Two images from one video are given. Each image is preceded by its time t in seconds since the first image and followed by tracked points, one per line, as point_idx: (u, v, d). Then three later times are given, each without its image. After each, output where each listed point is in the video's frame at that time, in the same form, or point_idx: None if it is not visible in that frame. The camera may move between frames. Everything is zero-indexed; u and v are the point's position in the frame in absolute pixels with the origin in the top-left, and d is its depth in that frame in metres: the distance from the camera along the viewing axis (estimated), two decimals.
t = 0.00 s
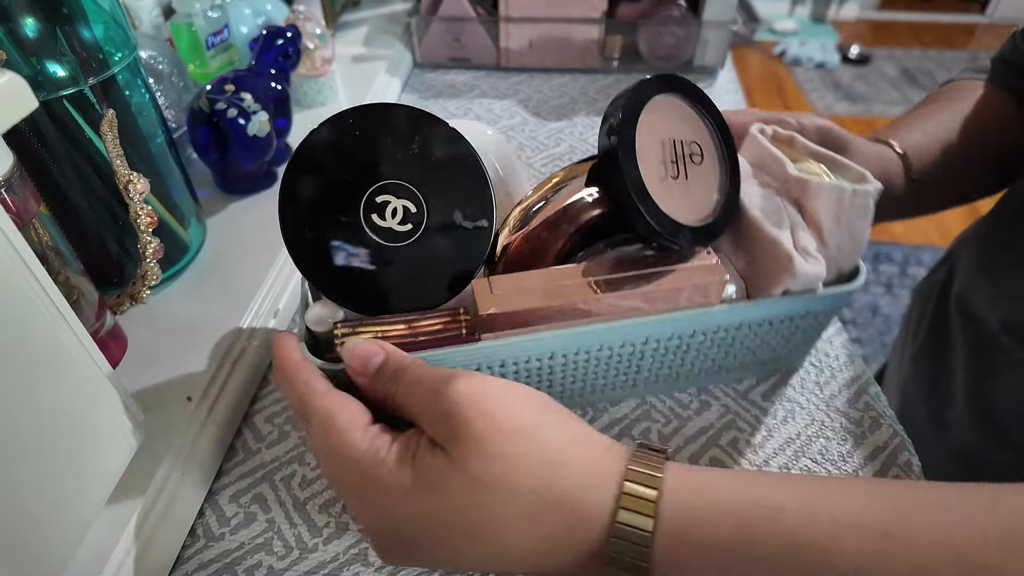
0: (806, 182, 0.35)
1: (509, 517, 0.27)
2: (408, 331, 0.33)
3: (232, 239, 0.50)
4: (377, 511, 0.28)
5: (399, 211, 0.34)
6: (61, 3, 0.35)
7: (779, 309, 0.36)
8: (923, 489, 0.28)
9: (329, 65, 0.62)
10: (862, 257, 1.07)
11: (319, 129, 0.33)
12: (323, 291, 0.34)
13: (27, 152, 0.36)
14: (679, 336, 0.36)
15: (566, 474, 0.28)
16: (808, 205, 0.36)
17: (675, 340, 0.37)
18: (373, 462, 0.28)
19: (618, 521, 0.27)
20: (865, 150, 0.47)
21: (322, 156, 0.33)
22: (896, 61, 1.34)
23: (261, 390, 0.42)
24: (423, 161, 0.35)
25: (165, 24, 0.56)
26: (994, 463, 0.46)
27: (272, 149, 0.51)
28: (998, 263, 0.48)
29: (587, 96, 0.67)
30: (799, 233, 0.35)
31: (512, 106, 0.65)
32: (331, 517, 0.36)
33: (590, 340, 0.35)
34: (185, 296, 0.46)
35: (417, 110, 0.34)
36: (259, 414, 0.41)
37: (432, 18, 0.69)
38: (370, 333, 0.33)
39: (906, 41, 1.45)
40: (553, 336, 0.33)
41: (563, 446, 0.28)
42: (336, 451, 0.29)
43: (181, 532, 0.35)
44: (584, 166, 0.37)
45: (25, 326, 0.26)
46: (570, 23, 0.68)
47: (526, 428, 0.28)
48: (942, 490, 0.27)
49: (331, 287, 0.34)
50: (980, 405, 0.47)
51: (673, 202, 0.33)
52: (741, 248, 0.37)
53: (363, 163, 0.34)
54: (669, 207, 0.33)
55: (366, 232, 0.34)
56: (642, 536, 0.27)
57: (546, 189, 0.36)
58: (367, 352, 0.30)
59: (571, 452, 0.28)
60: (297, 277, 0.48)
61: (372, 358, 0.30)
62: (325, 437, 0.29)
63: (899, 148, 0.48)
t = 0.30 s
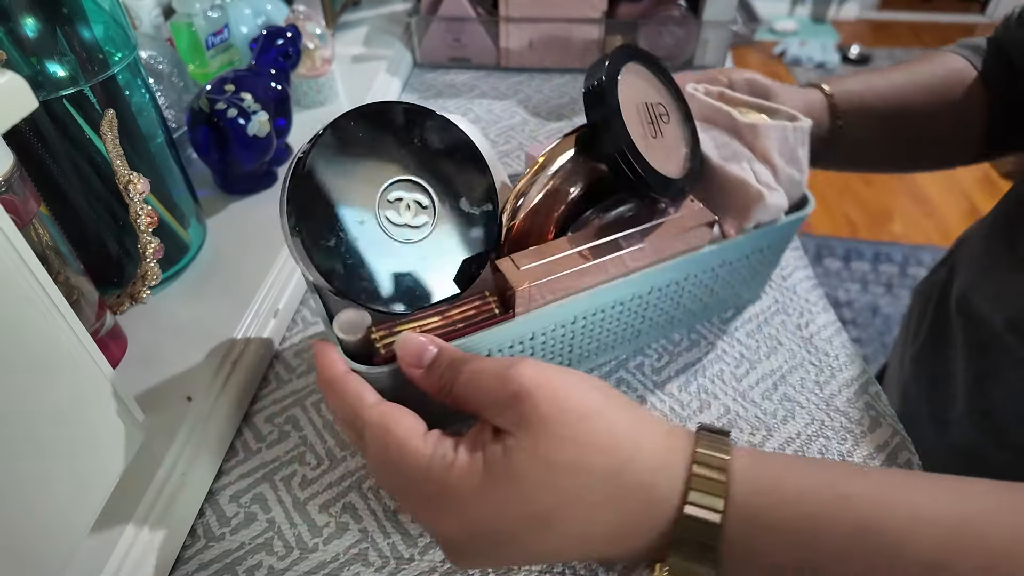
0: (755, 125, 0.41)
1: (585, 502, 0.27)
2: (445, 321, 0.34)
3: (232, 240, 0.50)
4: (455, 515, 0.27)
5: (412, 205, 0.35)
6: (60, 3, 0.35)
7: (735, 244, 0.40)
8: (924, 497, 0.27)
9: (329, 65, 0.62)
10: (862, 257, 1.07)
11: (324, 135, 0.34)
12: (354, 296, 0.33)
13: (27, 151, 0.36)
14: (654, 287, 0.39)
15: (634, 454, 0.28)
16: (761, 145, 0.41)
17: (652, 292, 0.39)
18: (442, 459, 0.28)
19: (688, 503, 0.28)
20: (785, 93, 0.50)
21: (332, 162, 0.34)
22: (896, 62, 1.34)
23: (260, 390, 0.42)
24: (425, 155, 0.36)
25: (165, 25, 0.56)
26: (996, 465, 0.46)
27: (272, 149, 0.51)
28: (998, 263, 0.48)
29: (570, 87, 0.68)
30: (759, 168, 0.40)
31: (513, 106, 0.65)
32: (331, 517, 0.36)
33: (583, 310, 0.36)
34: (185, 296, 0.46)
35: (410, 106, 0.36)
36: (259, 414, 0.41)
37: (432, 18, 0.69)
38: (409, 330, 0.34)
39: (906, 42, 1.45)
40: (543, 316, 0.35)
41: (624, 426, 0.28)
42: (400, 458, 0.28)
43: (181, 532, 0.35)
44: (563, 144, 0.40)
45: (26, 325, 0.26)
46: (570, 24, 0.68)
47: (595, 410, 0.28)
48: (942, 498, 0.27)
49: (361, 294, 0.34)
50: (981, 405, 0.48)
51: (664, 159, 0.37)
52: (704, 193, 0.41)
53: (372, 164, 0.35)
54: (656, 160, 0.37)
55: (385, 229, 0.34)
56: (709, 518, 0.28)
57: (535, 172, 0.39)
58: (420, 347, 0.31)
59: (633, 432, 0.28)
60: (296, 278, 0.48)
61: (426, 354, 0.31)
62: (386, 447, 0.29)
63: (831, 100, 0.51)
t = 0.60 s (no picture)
0: (700, 86, 0.46)
1: (663, 480, 0.27)
2: (482, 308, 0.36)
3: (232, 240, 0.50)
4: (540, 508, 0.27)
5: (428, 201, 0.37)
6: (61, 3, 0.36)
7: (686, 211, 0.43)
8: (925, 503, 0.27)
9: (329, 65, 0.62)
10: (862, 257, 1.07)
11: (338, 143, 0.34)
12: (392, 300, 0.35)
13: (27, 151, 0.36)
14: (625, 266, 0.42)
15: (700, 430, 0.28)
16: (707, 104, 0.46)
17: (623, 271, 0.42)
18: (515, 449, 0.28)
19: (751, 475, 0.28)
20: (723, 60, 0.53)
21: (350, 170, 0.34)
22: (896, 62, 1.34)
23: (260, 390, 0.42)
24: (431, 151, 0.37)
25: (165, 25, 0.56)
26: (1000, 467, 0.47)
27: (272, 150, 0.51)
28: (997, 263, 0.48)
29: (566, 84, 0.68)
30: (710, 125, 0.45)
31: (513, 106, 0.65)
32: (331, 517, 0.36)
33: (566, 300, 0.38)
34: (185, 296, 0.46)
35: (412, 105, 0.37)
36: (259, 414, 0.41)
37: (432, 18, 0.69)
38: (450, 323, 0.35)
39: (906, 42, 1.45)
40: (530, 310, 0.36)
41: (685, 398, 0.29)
42: (471, 455, 0.28)
43: (181, 532, 0.35)
44: (546, 123, 0.40)
45: (27, 325, 0.26)
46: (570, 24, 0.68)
47: (657, 388, 0.28)
48: (942, 506, 0.27)
49: (398, 296, 0.35)
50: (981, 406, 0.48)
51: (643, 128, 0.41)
52: (668, 153, 0.46)
53: (388, 167, 0.35)
54: (636, 130, 0.40)
55: (410, 231, 0.36)
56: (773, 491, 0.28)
57: (530, 150, 0.40)
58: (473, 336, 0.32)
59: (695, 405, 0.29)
60: (296, 278, 0.48)
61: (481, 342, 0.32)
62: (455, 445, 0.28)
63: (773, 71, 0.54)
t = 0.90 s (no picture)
0: (662, 67, 0.49)
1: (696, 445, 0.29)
2: (499, 292, 0.38)
3: (232, 240, 0.50)
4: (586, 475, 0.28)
5: (437, 192, 0.38)
6: (60, 3, 0.36)
7: (667, 181, 0.45)
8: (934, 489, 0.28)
9: (329, 65, 0.62)
10: (862, 257, 1.07)
11: (350, 140, 0.34)
12: (413, 291, 0.35)
13: (26, 151, 0.36)
14: (616, 242, 0.44)
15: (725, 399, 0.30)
16: (669, 82, 0.49)
17: (614, 247, 0.44)
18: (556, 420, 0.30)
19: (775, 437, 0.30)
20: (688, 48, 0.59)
21: (365, 168, 0.34)
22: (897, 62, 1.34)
23: (260, 389, 0.42)
24: (432, 143, 0.38)
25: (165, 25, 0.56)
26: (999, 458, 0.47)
27: (272, 150, 0.51)
28: (997, 264, 0.48)
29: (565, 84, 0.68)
30: (677, 100, 0.48)
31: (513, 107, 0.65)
32: (331, 517, 0.36)
33: (565, 280, 0.40)
34: (185, 296, 0.46)
35: (409, 99, 0.37)
36: (259, 414, 0.41)
37: (432, 18, 0.69)
38: (471, 309, 0.37)
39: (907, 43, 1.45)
40: (538, 292, 0.38)
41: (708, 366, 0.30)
42: (514, 429, 0.30)
43: (181, 531, 0.35)
44: (532, 111, 0.43)
45: (27, 325, 0.26)
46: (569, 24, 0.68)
47: (681, 357, 0.30)
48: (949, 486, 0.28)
49: (422, 287, 0.36)
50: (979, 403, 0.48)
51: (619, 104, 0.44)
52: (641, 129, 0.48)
53: (398, 161, 0.36)
54: (610, 105, 0.42)
55: (425, 223, 0.36)
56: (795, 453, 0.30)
57: (515, 147, 0.42)
58: (500, 318, 0.34)
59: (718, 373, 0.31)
60: (297, 276, 0.48)
61: (509, 325, 0.34)
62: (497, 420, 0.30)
63: (738, 60, 0.60)
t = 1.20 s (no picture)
0: (656, 65, 0.49)
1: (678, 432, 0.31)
2: (487, 284, 0.37)
3: (232, 240, 0.50)
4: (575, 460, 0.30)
5: (426, 185, 0.38)
6: (60, 4, 0.35)
7: (658, 178, 0.45)
8: (932, 487, 0.29)
9: (329, 65, 0.62)
10: (862, 257, 1.07)
11: (339, 133, 0.34)
12: (401, 283, 0.36)
13: (27, 151, 0.36)
14: (606, 238, 0.44)
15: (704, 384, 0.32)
16: (664, 80, 0.49)
17: (605, 243, 0.44)
18: (544, 406, 0.31)
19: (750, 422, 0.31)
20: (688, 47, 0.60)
21: (353, 161, 0.34)
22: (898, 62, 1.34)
23: (260, 390, 0.42)
24: (423, 138, 0.38)
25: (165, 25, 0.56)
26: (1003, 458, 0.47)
27: (273, 150, 0.51)
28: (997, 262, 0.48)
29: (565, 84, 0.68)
30: (671, 100, 0.48)
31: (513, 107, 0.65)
32: (331, 517, 0.36)
33: (555, 274, 0.40)
34: (186, 296, 0.46)
35: (401, 93, 0.37)
36: (259, 414, 0.41)
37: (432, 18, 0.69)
38: (459, 301, 0.36)
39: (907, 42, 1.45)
40: (526, 286, 0.38)
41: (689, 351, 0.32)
42: (504, 417, 0.31)
43: (181, 531, 0.35)
44: (524, 107, 0.43)
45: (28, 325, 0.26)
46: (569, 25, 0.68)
47: (662, 341, 0.32)
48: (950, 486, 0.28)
49: (409, 278, 0.36)
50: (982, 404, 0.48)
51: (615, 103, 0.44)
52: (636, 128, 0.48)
53: (387, 155, 0.36)
54: (604, 104, 0.42)
55: (413, 215, 0.36)
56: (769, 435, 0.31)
57: (507, 143, 0.43)
58: (489, 310, 0.35)
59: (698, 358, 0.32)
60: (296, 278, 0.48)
61: (497, 317, 0.35)
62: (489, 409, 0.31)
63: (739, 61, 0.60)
